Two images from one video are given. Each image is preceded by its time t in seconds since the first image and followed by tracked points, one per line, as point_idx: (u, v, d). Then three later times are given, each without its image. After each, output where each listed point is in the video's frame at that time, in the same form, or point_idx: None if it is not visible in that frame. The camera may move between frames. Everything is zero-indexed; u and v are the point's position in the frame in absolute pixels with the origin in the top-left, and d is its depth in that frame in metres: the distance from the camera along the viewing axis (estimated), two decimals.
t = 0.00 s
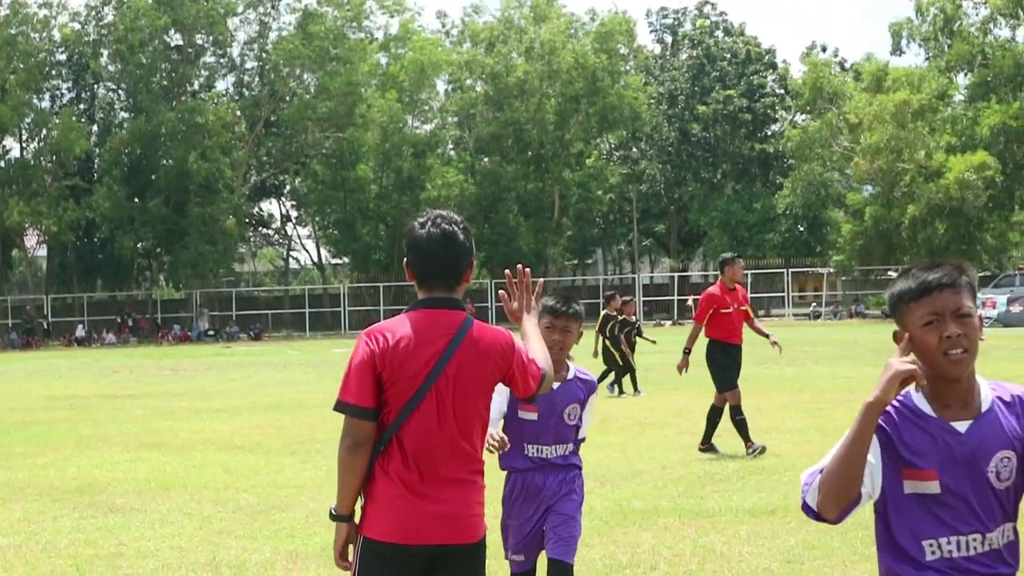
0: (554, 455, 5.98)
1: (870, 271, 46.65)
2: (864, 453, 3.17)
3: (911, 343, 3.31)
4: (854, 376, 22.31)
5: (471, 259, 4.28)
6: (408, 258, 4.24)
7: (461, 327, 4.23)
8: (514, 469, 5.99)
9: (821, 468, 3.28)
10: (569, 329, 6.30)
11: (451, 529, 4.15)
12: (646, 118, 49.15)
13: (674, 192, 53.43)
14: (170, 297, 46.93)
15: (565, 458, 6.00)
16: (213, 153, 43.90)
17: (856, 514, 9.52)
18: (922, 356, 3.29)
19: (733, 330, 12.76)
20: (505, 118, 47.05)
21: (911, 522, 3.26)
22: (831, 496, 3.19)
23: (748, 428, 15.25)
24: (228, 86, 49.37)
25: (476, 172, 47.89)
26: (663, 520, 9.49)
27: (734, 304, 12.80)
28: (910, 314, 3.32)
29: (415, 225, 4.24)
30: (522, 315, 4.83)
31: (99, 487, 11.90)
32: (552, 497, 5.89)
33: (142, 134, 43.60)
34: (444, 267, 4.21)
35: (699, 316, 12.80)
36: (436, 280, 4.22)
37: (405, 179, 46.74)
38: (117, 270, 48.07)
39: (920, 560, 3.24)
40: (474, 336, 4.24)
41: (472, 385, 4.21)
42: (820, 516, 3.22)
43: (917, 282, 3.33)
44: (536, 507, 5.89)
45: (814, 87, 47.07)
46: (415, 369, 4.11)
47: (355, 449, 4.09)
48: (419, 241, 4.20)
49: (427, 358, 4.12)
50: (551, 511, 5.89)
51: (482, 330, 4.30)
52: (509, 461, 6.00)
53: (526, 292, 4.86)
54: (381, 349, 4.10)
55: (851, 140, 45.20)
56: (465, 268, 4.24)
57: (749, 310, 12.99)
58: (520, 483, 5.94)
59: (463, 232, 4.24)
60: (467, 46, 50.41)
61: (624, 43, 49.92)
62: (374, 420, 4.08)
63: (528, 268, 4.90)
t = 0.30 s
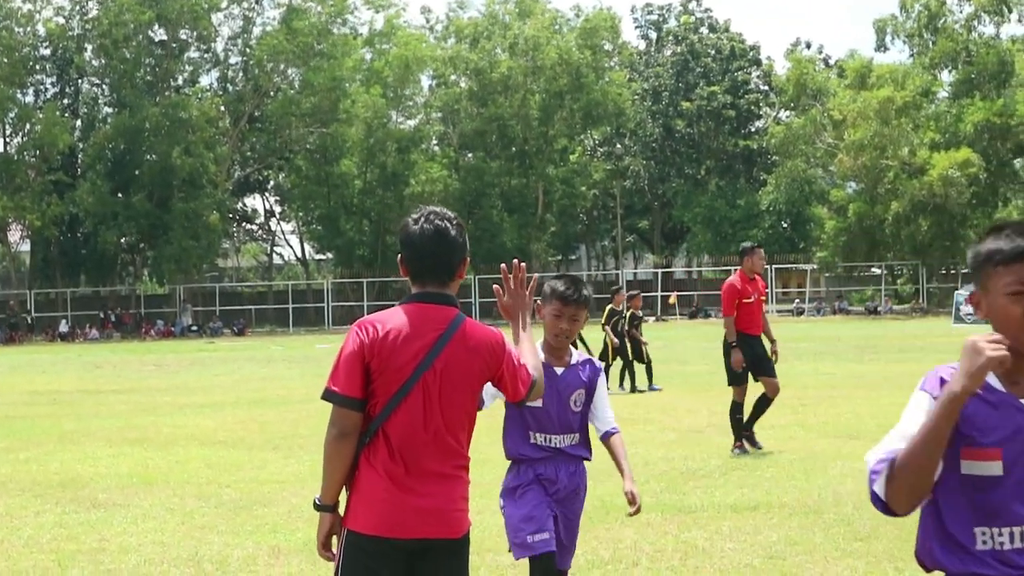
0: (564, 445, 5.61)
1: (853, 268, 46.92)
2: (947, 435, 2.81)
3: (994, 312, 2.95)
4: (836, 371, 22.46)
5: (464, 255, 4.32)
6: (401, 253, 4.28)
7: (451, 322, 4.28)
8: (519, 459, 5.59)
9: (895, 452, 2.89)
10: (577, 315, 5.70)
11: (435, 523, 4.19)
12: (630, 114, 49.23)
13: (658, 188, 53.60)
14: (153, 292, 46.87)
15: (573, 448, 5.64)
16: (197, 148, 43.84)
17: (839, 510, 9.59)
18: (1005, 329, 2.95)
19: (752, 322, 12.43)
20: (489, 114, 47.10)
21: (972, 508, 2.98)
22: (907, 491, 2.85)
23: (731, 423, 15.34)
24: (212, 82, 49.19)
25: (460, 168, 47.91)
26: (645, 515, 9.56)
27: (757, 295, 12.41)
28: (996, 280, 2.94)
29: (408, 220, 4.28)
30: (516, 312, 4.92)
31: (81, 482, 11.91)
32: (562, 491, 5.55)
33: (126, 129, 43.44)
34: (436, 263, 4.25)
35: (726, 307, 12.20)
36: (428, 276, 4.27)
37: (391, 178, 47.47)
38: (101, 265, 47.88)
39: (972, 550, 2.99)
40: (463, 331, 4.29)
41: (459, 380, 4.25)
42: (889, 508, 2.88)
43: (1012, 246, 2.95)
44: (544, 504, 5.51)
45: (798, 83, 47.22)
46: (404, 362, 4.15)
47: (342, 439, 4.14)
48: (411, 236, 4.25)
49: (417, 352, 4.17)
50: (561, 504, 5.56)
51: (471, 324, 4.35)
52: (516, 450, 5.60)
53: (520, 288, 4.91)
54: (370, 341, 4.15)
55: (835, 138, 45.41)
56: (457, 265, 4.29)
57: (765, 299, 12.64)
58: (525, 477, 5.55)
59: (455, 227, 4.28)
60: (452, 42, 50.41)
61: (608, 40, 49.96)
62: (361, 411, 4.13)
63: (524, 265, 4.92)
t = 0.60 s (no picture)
0: (559, 454, 5.23)
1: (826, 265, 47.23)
2: None
3: None
4: (808, 369, 22.65)
5: (449, 254, 4.42)
6: (387, 249, 4.35)
7: (435, 318, 4.37)
8: (507, 470, 5.22)
9: None
10: (567, 314, 5.38)
11: (412, 518, 4.28)
12: (604, 111, 49.38)
13: (632, 185, 53.81)
14: (127, 289, 46.67)
15: (568, 459, 5.26)
16: (171, 144, 43.65)
17: (810, 507, 9.74)
18: None
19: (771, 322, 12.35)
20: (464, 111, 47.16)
21: None
22: None
23: (704, 421, 15.47)
24: (186, 78, 48.97)
25: (434, 164, 47.94)
26: (618, 513, 9.68)
27: (775, 295, 12.34)
28: None
29: (396, 216, 4.35)
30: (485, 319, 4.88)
31: (53, 478, 11.92)
32: (553, 504, 5.17)
33: (100, 125, 43.28)
34: (423, 260, 4.34)
35: (746, 306, 12.14)
36: (414, 273, 4.35)
37: (364, 175, 47.50)
38: (74, 262, 47.63)
39: None
40: (447, 329, 4.39)
41: (441, 376, 4.35)
42: None
43: None
44: (533, 516, 5.13)
45: (772, 82, 47.47)
46: (391, 357, 4.23)
47: (324, 430, 4.20)
48: (399, 232, 4.33)
49: (402, 347, 4.25)
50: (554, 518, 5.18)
51: (454, 323, 4.44)
52: (506, 459, 5.22)
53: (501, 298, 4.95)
54: (357, 335, 4.21)
55: (809, 136, 45.74)
56: (442, 263, 4.39)
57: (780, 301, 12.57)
58: (513, 487, 5.18)
59: (442, 227, 4.38)
60: (426, 39, 50.39)
61: (582, 37, 50.03)
62: (344, 404, 4.19)
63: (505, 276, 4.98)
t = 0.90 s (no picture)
0: (566, 465, 5.05)
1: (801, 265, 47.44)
2: None
3: None
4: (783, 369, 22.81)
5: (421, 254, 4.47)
6: (361, 249, 4.37)
7: (412, 318, 4.39)
8: (514, 475, 5.08)
9: None
10: (581, 311, 5.08)
11: (393, 519, 4.30)
12: (581, 111, 49.49)
13: (608, 185, 54.00)
14: (103, 289, 46.47)
15: (576, 469, 5.09)
16: (146, 144, 43.51)
17: (784, 507, 9.87)
18: None
19: (785, 319, 11.80)
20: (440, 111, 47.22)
21: None
22: None
23: (679, 421, 15.57)
24: (161, 78, 48.77)
25: (410, 164, 47.95)
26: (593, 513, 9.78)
27: (789, 290, 11.79)
28: None
29: (369, 216, 4.38)
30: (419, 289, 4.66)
31: (27, 479, 11.93)
32: (559, 514, 5.00)
33: (75, 125, 43.14)
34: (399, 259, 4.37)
35: (751, 302, 11.75)
36: (388, 273, 4.38)
37: (340, 175, 47.45)
38: (50, 262, 47.37)
39: None
40: (424, 330, 4.42)
41: (419, 376, 4.37)
42: None
43: None
44: (536, 525, 5.02)
45: (747, 81, 47.76)
46: (372, 357, 4.25)
47: (307, 434, 4.18)
48: (374, 232, 4.35)
49: (382, 347, 4.27)
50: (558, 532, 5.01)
51: (429, 323, 4.48)
52: (511, 469, 5.08)
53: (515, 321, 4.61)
54: (339, 336, 4.21)
55: (784, 135, 46.05)
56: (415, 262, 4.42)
57: (803, 297, 11.96)
58: (520, 494, 5.06)
59: (416, 226, 4.42)
60: (402, 38, 50.41)
61: (558, 37, 50.07)
62: (327, 406, 4.19)
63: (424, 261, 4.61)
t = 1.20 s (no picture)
0: (610, 473, 4.57)
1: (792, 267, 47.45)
2: None
3: None
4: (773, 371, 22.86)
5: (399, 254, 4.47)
6: (338, 251, 4.37)
7: (391, 320, 4.40)
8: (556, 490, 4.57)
9: None
10: (624, 310, 4.67)
11: (380, 522, 4.28)
12: (571, 112, 49.53)
13: (599, 186, 54.06)
14: (93, 290, 46.31)
15: (619, 477, 4.60)
16: (137, 144, 43.44)
17: (775, 508, 9.91)
18: None
19: (816, 322, 11.60)
20: (431, 112, 47.27)
21: None
22: None
23: (670, 423, 15.58)
24: (152, 78, 48.67)
25: (400, 165, 47.95)
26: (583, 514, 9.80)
27: (819, 293, 11.61)
28: None
29: (348, 216, 4.39)
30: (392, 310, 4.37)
31: (17, 480, 11.92)
32: (601, 525, 4.54)
33: (66, 125, 43.04)
34: (376, 260, 4.38)
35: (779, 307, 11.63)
36: (365, 273, 4.38)
37: (330, 174, 46.80)
38: (40, 262, 47.18)
39: None
40: (404, 330, 4.41)
41: (400, 378, 4.37)
42: None
43: None
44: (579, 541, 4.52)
45: (738, 83, 47.93)
46: (352, 359, 4.25)
47: (289, 438, 4.18)
48: (350, 233, 4.36)
49: (362, 350, 4.27)
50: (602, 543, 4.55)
51: (409, 324, 4.47)
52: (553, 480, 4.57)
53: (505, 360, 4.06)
54: (318, 339, 4.21)
55: (775, 137, 46.19)
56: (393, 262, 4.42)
57: (836, 300, 11.75)
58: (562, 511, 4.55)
59: (393, 226, 4.43)
60: (393, 39, 50.45)
61: (549, 38, 50.03)
62: (309, 410, 4.18)
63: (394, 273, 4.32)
